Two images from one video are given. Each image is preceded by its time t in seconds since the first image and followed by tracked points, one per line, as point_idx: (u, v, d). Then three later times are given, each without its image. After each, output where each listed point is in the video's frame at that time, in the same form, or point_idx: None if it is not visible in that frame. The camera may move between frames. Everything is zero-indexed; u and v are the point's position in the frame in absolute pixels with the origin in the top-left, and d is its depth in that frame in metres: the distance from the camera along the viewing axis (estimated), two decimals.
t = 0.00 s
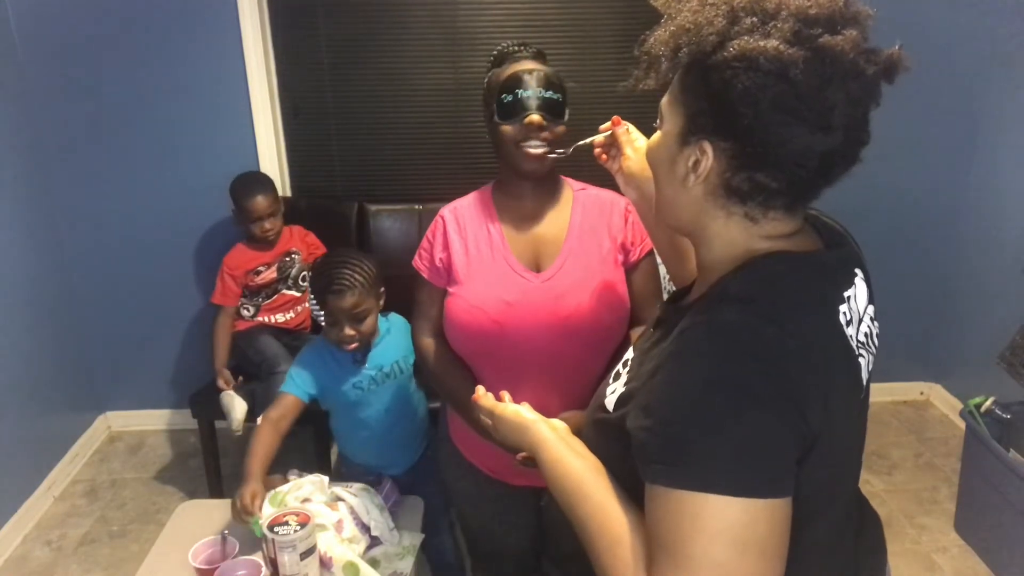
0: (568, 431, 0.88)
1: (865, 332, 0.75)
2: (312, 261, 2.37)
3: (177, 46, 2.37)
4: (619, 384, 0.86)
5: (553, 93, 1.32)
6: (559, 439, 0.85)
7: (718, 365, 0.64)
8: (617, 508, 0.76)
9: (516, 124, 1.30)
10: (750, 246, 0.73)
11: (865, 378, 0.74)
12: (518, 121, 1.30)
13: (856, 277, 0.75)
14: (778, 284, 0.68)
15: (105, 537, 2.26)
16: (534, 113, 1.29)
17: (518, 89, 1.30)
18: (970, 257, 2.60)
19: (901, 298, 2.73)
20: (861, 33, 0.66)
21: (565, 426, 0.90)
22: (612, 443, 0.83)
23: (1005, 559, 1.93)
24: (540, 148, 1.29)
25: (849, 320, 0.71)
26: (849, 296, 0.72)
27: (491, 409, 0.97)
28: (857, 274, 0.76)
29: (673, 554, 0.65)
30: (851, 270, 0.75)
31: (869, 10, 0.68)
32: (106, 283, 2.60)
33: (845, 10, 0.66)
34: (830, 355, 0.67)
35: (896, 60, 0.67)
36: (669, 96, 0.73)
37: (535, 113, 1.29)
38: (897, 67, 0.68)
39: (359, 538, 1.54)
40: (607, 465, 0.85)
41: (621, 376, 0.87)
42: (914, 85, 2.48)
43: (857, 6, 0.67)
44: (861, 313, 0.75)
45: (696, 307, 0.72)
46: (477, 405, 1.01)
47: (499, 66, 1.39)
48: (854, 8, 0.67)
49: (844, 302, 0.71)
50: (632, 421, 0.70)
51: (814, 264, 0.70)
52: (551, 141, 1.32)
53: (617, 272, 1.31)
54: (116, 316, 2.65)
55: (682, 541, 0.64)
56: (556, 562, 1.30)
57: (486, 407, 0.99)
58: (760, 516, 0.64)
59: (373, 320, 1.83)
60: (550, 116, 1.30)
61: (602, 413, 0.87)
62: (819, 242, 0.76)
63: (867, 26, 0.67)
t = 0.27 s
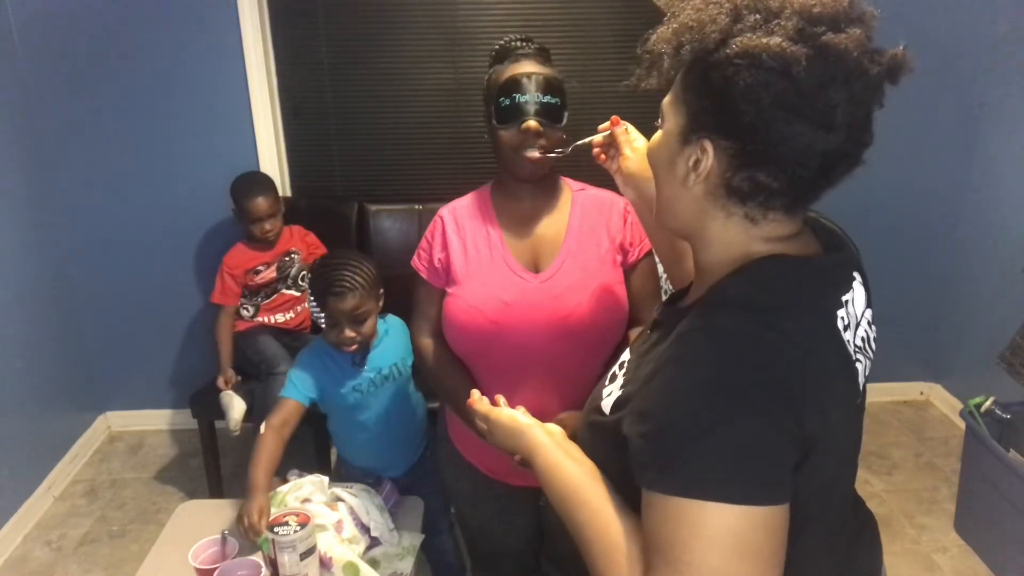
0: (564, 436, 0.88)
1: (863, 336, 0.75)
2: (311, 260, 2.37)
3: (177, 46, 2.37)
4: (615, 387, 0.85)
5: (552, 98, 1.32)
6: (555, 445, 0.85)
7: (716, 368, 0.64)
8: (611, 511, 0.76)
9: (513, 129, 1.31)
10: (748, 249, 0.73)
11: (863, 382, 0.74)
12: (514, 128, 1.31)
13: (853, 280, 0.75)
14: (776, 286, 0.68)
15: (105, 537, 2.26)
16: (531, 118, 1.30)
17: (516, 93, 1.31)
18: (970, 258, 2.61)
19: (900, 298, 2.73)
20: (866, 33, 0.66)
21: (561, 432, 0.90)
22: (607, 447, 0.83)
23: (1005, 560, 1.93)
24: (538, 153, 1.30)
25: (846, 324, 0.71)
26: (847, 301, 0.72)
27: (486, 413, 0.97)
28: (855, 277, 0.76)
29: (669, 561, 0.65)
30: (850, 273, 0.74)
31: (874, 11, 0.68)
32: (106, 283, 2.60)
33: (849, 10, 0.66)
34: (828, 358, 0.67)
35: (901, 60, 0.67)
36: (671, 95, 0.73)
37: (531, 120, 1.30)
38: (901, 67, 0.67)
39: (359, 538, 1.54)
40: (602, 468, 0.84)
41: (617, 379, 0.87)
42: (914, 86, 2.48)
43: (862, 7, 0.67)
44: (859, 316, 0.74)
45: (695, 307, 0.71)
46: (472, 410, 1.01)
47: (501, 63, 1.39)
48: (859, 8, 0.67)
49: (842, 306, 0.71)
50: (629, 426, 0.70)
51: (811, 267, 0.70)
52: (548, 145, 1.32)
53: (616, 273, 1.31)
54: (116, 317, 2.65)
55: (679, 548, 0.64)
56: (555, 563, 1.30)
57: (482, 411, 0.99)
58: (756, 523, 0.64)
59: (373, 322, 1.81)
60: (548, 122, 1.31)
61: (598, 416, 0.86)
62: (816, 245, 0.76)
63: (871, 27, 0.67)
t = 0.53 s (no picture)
0: (557, 441, 0.88)
1: (856, 340, 0.75)
2: (312, 260, 2.37)
3: (177, 46, 2.37)
4: (608, 389, 0.84)
5: (556, 96, 1.32)
6: (548, 450, 0.85)
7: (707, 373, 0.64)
8: (601, 514, 0.76)
9: (519, 128, 1.30)
10: (741, 252, 0.73)
11: (856, 386, 0.74)
12: (520, 126, 1.30)
13: (847, 283, 0.75)
14: (767, 290, 0.67)
15: (105, 537, 2.26)
16: (536, 116, 1.30)
17: (521, 91, 1.30)
18: (970, 258, 2.60)
19: (900, 298, 2.73)
20: (861, 33, 0.66)
21: (554, 437, 0.90)
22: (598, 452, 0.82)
23: (1005, 560, 1.93)
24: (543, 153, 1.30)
25: (839, 328, 0.71)
26: (841, 304, 0.72)
27: (480, 418, 0.97)
28: (849, 281, 0.75)
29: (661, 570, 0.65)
30: (844, 276, 0.74)
31: (870, 12, 0.68)
32: (106, 283, 2.60)
33: (845, 11, 0.66)
34: (819, 362, 0.67)
35: (896, 61, 0.68)
36: (666, 95, 0.73)
37: (538, 118, 1.29)
38: (896, 69, 0.68)
39: (359, 538, 1.54)
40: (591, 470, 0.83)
41: (609, 383, 0.85)
42: (914, 86, 2.47)
43: (857, 8, 0.67)
44: (852, 320, 0.74)
45: (689, 309, 0.71)
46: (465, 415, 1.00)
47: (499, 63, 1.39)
48: (855, 9, 0.67)
49: (836, 310, 0.71)
50: (620, 432, 0.69)
51: (803, 270, 0.70)
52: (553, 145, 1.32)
53: (615, 274, 1.31)
54: (116, 317, 2.65)
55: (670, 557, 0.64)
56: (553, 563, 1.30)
57: (476, 417, 0.98)
58: (749, 532, 0.63)
59: (374, 325, 1.80)
60: (553, 120, 1.31)
61: (592, 421, 0.84)
62: (810, 247, 0.76)
63: (867, 28, 0.67)
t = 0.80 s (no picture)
0: (548, 444, 0.88)
1: (848, 342, 0.74)
2: (312, 261, 2.37)
3: (176, 47, 2.37)
4: (598, 393, 0.83)
5: (563, 93, 1.31)
6: (539, 453, 0.85)
7: (693, 376, 0.63)
8: (589, 515, 0.76)
9: (527, 121, 1.29)
10: (730, 252, 0.73)
11: (847, 387, 0.74)
12: (528, 119, 1.29)
13: (838, 284, 0.75)
14: (754, 292, 0.67)
15: (105, 537, 2.26)
16: (545, 111, 1.29)
17: (528, 87, 1.30)
18: (970, 258, 2.60)
19: (899, 298, 2.72)
20: (839, 28, 0.66)
21: (545, 440, 0.90)
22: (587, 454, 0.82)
23: (1005, 560, 1.93)
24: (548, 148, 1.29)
25: (828, 329, 0.71)
26: (831, 305, 0.72)
27: (471, 421, 0.96)
28: (840, 282, 0.75)
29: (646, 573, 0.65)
30: (835, 277, 0.74)
31: (848, 6, 0.68)
32: (106, 283, 2.61)
33: (822, 6, 0.66)
34: (807, 363, 0.67)
35: (875, 55, 0.67)
36: (649, 98, 0.74)
37: (546, 112, 1.28)
38: (876, 62, 0.67)
39: (360, 538, 1.54)
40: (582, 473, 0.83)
41: (602, 384, 0.84)
42: (914, 85, 2.47)
43: (835, 3, 0.67)
44: (844, 321, 0.74)
45: (677, 310, 0.71)
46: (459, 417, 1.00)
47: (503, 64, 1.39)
48: (832, 4, 0.67)
49: (825, 311, 0.71)
50: (608, 434, 0.69)
51: (791, 271, 0.70)
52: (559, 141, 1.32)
53: (613, 276, 1.31)
54: (116, 317, 2.65)
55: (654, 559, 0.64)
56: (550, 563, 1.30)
57: (466, 420, 0.98)
58: (738, 534, 0.63)
59: (376, 328, 1.80)
60: (560, 116, 1.30)
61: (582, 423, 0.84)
62: (801, 249, 0.76)
63: (845, 22, 0.67)
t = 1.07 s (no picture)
0: (541, 443, 0.88)
1: (842, 344, 0.74)
2: (312, 262, 2.37)
3: (176, 47, 2.37)
4: (589, 392, 0.82)
5: (565, 84, 1.32)
6: (532, 452, 0.85)
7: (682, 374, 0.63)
8: (578, 513, 0.76)
9: (527, 110, 1.30)
10: (722, 251, 0.73)
11: (840, 390, 0.73)
12: (529, 108, 1.30)
13: (831, 285, 0.74)
14: (745, 292, 0.67)
15: (105, 537, 2.26)
16: (546, 99, 1.30)
17: (530, 78, 1.31)
18: (970, 257, 2.59)
19: (899, 298, 2.72)
20: (824, 26, 0.66)
21: (538, 439, 0.90)
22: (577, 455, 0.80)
23: (1005, 560, 1.93)
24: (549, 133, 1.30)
25: (821, 330, 0.70)
26: (824, 306, 0.72)
27: (465, 418, 0.96)
28: (834, 283, 0.75)
29: (634, 572, 0.64)
30: (828, 278, 0.74)
31: (835, 5, 0.68)
32: (106, 283, 2.61)
33: (807, 5, 0.66)
34: (797, 363, 0.67)
35: (861, 52, 0.66)
36: (639, 100, 0.74)
37: (547, 100, 1.30)
38: (863, 59, 0.67)
39: (359, 538, 1.55)
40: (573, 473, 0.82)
41: (594, 385, 0.83)
42: (914, 84, 2.47)
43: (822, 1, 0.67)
44: (838, 323, 0.74)
45: (668, 308, 0.70)
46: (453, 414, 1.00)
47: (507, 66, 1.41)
48: (818, 2, 0.67)
49: (817, 311, 0.71)
50: (597, 432, 0.68)
51: (783, 271, 0.70)
52: (561, 132, 1.32)
53: (616, 277, 1.30)
54: (116, 317, 2.66)
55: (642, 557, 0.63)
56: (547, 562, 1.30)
57: (460, 417, 0.98)
58: (727, 530, 0.63)
59: (378, 327, 1.79)
60: (562, 106, 1.31)
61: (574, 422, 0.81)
62: (796, 250, 0.76)
63: (831, 20, 0.67)
